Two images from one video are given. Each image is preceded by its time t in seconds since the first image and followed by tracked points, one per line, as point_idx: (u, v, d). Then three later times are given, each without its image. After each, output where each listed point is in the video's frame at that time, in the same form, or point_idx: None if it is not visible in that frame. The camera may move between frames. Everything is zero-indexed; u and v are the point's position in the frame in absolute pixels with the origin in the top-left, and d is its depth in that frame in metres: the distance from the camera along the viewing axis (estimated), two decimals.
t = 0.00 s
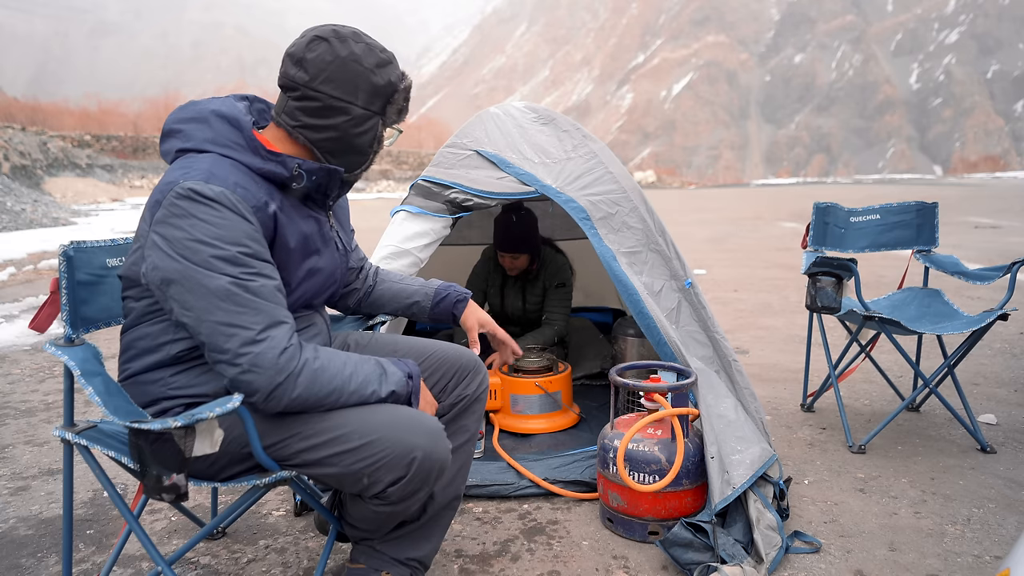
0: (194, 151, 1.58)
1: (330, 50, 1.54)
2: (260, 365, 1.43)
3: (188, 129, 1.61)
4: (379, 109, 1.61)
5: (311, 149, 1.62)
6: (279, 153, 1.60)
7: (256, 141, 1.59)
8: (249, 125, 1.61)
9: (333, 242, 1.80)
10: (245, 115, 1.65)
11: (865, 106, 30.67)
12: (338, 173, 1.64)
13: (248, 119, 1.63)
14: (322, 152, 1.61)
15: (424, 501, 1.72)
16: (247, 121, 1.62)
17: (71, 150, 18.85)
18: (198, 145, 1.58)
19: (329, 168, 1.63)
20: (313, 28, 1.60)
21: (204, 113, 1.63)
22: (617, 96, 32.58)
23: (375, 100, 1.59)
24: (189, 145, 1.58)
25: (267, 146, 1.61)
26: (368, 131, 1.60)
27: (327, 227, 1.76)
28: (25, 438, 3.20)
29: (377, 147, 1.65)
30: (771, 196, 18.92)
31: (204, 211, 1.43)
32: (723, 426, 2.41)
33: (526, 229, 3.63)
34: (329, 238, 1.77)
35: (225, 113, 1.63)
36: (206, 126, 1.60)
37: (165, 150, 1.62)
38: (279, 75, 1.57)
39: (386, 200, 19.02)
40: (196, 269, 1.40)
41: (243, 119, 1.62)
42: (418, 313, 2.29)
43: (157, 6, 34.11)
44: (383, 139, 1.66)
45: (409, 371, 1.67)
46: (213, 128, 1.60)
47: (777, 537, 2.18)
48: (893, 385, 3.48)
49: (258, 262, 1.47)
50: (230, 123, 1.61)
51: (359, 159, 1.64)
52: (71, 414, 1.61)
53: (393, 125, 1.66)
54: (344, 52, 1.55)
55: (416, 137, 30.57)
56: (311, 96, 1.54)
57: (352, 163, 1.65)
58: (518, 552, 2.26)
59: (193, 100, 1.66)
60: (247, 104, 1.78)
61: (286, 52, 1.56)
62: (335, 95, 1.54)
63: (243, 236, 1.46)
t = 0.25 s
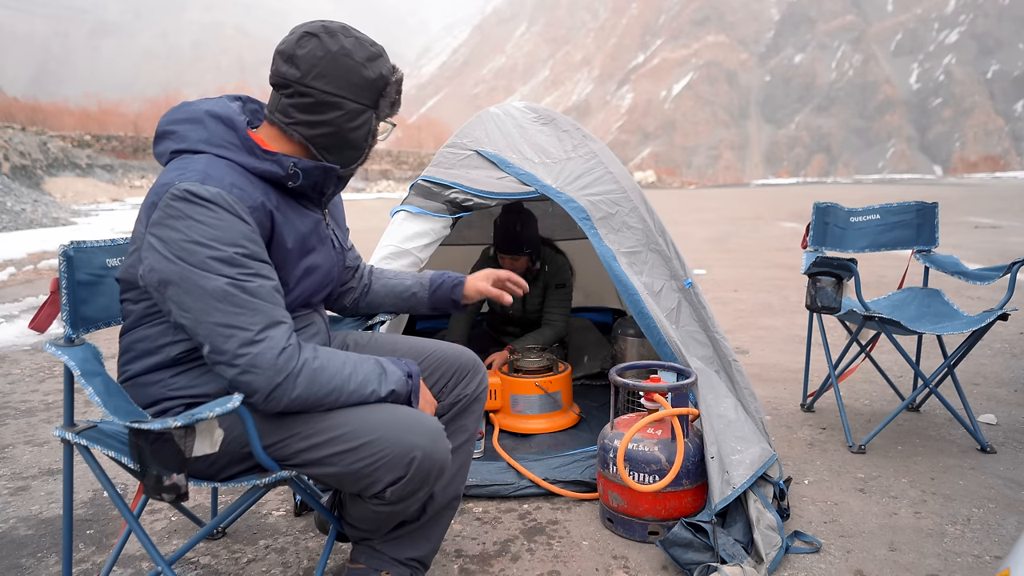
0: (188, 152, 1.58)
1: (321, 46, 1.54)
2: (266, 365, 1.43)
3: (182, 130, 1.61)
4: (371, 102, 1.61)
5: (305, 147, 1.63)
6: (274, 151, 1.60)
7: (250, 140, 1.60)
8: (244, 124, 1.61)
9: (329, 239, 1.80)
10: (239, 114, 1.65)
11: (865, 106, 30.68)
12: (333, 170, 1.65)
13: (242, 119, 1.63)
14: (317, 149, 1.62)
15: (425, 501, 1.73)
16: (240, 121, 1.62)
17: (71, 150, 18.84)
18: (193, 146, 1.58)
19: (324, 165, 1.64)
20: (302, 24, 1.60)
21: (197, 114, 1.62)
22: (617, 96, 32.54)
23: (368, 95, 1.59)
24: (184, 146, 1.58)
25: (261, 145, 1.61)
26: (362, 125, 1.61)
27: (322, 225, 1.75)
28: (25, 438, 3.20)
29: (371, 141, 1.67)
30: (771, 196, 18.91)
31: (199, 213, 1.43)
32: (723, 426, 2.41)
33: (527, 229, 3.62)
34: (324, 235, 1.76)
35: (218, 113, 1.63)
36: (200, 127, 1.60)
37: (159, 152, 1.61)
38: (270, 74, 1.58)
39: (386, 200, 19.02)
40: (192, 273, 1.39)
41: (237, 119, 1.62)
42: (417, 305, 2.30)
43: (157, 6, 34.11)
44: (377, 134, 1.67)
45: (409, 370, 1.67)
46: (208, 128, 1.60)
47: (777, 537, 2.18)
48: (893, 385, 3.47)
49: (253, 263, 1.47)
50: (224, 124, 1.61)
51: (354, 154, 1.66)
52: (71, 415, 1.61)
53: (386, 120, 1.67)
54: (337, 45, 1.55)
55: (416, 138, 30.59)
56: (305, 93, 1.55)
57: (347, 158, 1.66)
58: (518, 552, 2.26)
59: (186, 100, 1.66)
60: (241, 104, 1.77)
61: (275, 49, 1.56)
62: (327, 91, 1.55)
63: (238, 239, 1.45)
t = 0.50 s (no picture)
0: (191, 150, 1.57)
1: (318, 43, 1.56)
2: (245, 368, 1.42)
3: (183, 127, 1.61)
4: (369, 98, 1.63)
5: (306, 143, 1.64)
6: (276, 147, 1.60)
7: (253, 135, 1.59)
8: (246, 121, 1.61)
9: (329, 234, 1.79)
10: (241, 111, 1.65)
11: (865, 106, 30.67)
12: (336, 165, 1.67)
13: (244, 114, 1.63)
14: (318, 146, 1.64)
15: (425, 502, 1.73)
16: (242, 118, 1.61)
17: (71, 150, 18.85)
18: (195, 143, 1.57)
19: (327, 160, 1.65)
20: (297, 22, 1.61)
21: (199, 111, 1.62)
22: (617, 96, 32.54)
23: (365, 92, 1.61)
24: (186, 144, 1.58)
25: (265, 140, 1.61)
26: (360, 122, 1.63)
27: (322, 221, 1.75)
28: (25, 438, 3.20)
29: (369, 137, 1.68)
30: (771, 196, 18.93)
31: (200, 209, 1.42)
32: (723, 426, 2.42)
33: (525, 229, 3.63)
34: (324, 231, 1.75)
35: (221, 110, 1.62)
36: (202, 123, 1.60)
37: (161, 150, 1.61)
38: (268, 72, 1.58)
39: (386, 200, 19.03)
40: (192, 272, 1.39)
41: (239, 115, 1.62)
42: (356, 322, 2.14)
43: (157, 7, 34.13)
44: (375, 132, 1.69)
45: (398, 357, 1.60)
46: (210, 124, 1.60)
47: (777, 537, 2.18)
48: (893, 385, 3.47)
49: (252, 261, 1.46)
50: (227, 120, 1.60)
51: (353, 150, 1.68)
52: (71, 414, 1.61)
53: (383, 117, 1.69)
54: (333, 42, 1.56)
55: (416, 138, 30.63)
56: (303, 90, 1.56)
57: (348, 153, 1.68)
58: (518, 552, 2.26)
59: (187, 98, 1.66)
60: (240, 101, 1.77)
61: (273, 46, 1.57)
62: (326, 88, 1.57)
63: (239, 237, 1.45)
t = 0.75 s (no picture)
0: (190, 147, 1.59)
1: (292, 34, 1.56)
2: (197, 366, 1.40)
3: (184, 125, 1.63)
4: (352, 83, 1.60)
5: (296, 138, 1.63)
6: (273, 142, 1.60)
7: (250, 132, 1.60)
8: (244, 118, 1.62)
9: (327, 233, 1.78)
10: (240, 108, 1.66)
11: (865, 106, 30.69)
12: (330, 159, 1.65)
13: (242, 112, 1.64)
14: (308, 139, 1.62)
15: (425, 501, 1.73)
16: (241, 115, 1.63)
17: (71, 150, 18.85)
18: (194, 139, 1.58)
19: (323, 156, 1.64)
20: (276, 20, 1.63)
21: (199, 109, 1.63)
22: (617, 96, 32.53)
23: (345, 76, 1.59)
24: (185, 140, 1.59)
25: (262, 136, 1.62)
26: (345, 107, 1.60)
27: (319, 220, 1.74)
28: (25, 438, 3.20)
29: (361, 122, 1.65)
30: (771, 196, 18.93)
31: (188, 202, 1.43)
32: (723, 426, 2.42)
33: (525, 228, 3.63)
34: (321, 230, 1.74)
35: (220, 107, 1.64)
36: (201, 120, 1.61)
37: (163, 147, 1.63)
38: (252, 70, 1.60)
39: (386, 200, 19.03)
40: (169, 263, 1.39)
41: (236, 112, 1.63)
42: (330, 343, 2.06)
43: (157, 6, 34.12)
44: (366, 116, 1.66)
45: (351, 340, 1.59)
46: (209, 121, 1.61)
47: (777, 536, 2.18)
48: (894, 385, 3.47)
49: (232, 257, 1.46)
50: (225, 117, 1.62)
51: (345, 137, 1.65)
52: (71, 414, 1.60)
53: (372, 101, 1.65)
54: (305, 31, 1.56)
55: (416, 138, 30.74)
56: (283, 83, 1.56)
57: (337, 143, 1.65)
58: (519, 552, 2.26)
59: (188, 97, 1.68)
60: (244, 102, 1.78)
61: (254, 45, 1.60)
62: (305, 77, 1.56)
63: (224, 232, 1.45)
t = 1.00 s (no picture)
0: (187, 142, 1.58)
1: (254, 26, 1.56)
2: (201, 357, 1.39)
3: (181, 122, 1.62)
4: (325, 60, 1.60)
5: (285, 128, 1.64)
6: (270, 135, 1.60)
7: (249, 125, 1.60)
8: (240, 111, 1.61)
9: (326, 228, 1.77)
10: (235, 102, 1.66)
11: (865, 106, 30.70)
12: (327, 151, 1.66)
13: (239, 105, 1.64)
14: (294, 124, 1.62)
15: (424, 500, 1.73)
16: (238, 109, 1.62)
17: (71, 150, 18.85)
18: (192, 135, 1.58)
19: (320, 148, 1.65)
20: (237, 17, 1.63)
21: (196, 106, 1.63)
22: (617, 96, 32.54)
23: (318, 55, 1.58)
24: (183, 136, 1.59)
25: (257, 129, 1.62)
26: (323, 88, 1.60)
27: (319, 215, 1.74)
28: (25, 438, 3.20)
29: (340, 99, 1.65)
30: (770, 196, 18.95)
31: (188, 194, 1.44)
32: (723, 426, 2.42)
33: (524, 226, 3.63)
34: (321, 224, 1.74)
35: (216, 103, 1.63)
36: (198, 116, 1.61)
37: (161, 145, 1.62)
38: (228, 68, 1.60)
39: (386, 200, 19.04)
40: (171, 252, 1.39)
41: (233, 107, 1.63)
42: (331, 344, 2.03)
43: (156, 6, 34.11)
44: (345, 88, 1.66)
45: (349, 358, 1.62)
46: (205, 116, 1.60)
47: (777, 536, 2.18)
48: (894, 385, 3.47)
49: (233, 248, 1.46)
50: (221, 112, 1.61)
51: (330, 115, 1.65)
52: (71, 414, 1.60)
53: (349, 70, 1.66)
54: (263, 19, 1.57)
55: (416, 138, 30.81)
56: (257, 76, 1.57)
57: (323, 124, 1.65)
58: (518, 552, 2.26)
59: (185, 94, 1.67)
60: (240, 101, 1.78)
61: (224, 44, 1.60)
62: (278, 65, 1.56)
63: (224, 223, 1.45)
